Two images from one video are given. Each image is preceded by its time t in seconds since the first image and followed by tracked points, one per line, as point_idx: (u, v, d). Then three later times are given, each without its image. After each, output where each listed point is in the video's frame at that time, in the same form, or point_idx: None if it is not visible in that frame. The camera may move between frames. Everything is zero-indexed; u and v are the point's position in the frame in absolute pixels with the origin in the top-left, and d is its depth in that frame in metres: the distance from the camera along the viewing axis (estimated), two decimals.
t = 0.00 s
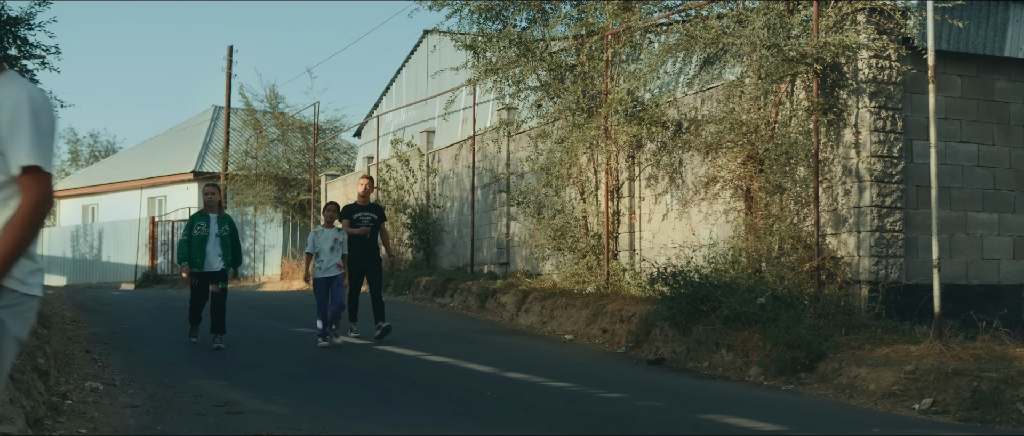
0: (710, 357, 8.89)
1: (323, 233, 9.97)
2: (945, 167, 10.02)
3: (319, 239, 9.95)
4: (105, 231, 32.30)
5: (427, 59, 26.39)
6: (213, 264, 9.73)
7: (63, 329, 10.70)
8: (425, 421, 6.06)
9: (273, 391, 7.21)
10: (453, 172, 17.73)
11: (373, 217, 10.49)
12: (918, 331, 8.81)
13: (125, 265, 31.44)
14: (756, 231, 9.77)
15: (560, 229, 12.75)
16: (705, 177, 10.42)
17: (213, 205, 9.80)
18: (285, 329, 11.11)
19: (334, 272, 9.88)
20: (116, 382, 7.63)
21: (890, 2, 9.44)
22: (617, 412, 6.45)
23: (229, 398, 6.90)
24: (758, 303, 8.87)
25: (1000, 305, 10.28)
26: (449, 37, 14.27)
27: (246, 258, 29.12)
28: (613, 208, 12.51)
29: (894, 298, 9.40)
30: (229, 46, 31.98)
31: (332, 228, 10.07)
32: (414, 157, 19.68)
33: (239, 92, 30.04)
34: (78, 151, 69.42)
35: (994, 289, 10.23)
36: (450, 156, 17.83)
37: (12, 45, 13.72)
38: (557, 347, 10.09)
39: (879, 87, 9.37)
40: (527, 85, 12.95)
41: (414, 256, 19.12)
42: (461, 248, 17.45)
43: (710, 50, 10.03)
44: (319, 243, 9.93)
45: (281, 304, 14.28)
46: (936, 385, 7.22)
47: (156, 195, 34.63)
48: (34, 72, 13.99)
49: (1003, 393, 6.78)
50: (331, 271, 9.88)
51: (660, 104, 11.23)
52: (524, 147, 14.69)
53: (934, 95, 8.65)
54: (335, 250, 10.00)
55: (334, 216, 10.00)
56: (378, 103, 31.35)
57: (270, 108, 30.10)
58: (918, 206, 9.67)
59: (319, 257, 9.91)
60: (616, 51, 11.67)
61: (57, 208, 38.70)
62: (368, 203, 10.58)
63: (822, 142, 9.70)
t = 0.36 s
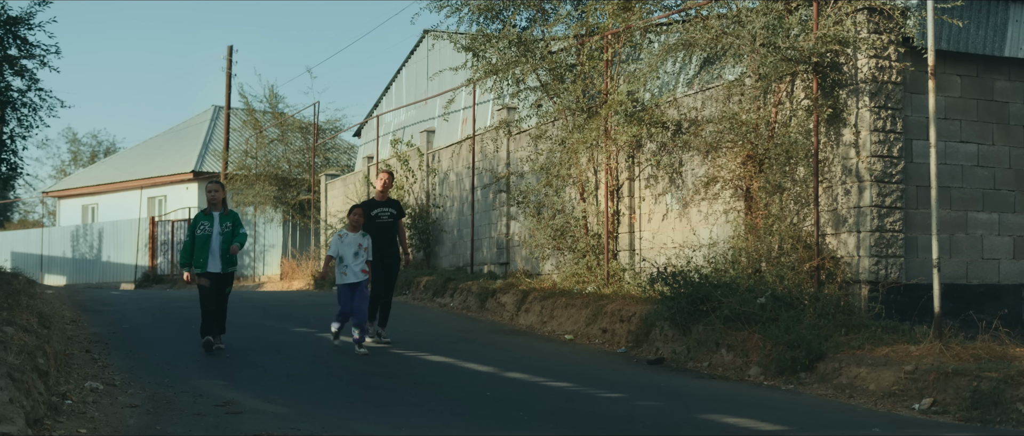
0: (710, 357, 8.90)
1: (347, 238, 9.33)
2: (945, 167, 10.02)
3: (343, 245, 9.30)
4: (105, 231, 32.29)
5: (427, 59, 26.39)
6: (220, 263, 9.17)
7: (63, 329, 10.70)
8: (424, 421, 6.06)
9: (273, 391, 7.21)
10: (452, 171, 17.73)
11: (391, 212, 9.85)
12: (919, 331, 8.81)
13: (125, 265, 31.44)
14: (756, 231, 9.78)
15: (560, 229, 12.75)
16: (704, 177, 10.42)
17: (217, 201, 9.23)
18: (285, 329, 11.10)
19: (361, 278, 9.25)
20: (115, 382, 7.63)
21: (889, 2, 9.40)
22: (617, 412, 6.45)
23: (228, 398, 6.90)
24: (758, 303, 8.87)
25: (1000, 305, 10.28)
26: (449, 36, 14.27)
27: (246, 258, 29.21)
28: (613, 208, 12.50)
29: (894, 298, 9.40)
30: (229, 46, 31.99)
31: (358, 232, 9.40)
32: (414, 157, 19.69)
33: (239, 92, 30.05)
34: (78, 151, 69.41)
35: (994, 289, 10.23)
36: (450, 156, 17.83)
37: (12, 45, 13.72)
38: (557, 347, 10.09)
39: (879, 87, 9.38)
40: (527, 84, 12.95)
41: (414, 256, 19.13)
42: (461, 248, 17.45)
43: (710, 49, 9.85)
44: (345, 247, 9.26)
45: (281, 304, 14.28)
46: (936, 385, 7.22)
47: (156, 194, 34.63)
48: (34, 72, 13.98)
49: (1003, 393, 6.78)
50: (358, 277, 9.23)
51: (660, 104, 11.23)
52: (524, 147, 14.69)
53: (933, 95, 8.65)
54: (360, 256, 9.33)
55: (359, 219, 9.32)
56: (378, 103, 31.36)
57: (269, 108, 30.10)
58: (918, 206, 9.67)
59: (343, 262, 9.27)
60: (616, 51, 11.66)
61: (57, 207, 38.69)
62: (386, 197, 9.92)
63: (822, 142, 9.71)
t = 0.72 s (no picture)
0: (710, 357, 8.90)
1: (365, 240, 8.91)
2: (945, 167, 10.02)
3: (360, 247, 8.88)
4: (105, 231, 32.28)
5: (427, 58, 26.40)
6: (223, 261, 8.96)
7: (63, 329, 10.70)
8: (424, 421, 6.06)
9: (273, 391, 7.21)
10: (452, 171, 17.73)
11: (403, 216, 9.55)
12: (919, 331, 8.81)
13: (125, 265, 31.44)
14: (756, 231, 9.78)
15: (560, 229, 12.74)
16: (704, 177, 10.42)
17: (218, 196, 9.05)
18: (285, 329, 11.10)
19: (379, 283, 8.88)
20: (116, 383, 7.63)
21: (889, 2, 9.40)
22: (617, 412, 6.45)
23: (228, 398, 6.90)
24: (758, 303, 8.87)
25: (1000, 305, 10.28)
26: (449, 36, 14.26)
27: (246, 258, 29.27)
28: (613, 208, 12.50)
29: (894, 298, 9.40)
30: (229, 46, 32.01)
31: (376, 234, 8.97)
32: (414, 157, 19.68)
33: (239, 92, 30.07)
34: (77, 150, 69.41)
35: (994, 289, 10.23)
36: (450, 155, 17.84)
37: (12, 45, 13.72)
38: (557, 347, 10.09)
39: (879, 87, 9.38)
40: (527, 84, 12.95)
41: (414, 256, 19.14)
42: (461, 248, 17.46)
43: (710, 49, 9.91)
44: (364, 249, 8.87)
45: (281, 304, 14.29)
46: (936, 385, 7.22)
47: (156, 194, 34.64)
48: (34, 72, 13.97)
49: (1003, 393, 6.78)
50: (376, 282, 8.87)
51: (660, 104, 11.23)
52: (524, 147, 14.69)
53: (934, 95, 8.65)
54: (379, 258, 8.94)
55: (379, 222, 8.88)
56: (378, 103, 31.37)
57: (269, 108, 30.11)
58: (918, 205, 9.67)
59: (361, 265, 8.87)
60: (616, 51, 11.66)
61: (57, 207, 38.68)
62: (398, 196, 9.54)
63: (821, 142, 9.72)
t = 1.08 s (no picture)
0: (710, 357, 8.90)
1: (384, 239, 8.48)
2: (945, 167, 10.02)
3: (380, 247, 8.45)
4: (105, 231, 32.28)
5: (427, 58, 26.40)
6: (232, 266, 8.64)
7: (63, 329, 10.70)
8: (424, 421, 6.06)
9: (273, 391, 7.21)
10: (452, 171, 17.74)
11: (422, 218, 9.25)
12: (919, 331, 8.80)
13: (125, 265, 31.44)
14: (756, 231, 9.77)
15: (560, 229, 12.74)
16: (704, 177, 10.43)
17: (227, 199, 8.67)
18: (285, 329, 11.10)
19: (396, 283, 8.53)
20: (116, 383, 7.63)
21: (889, 2, 9.40)
22: (617, 412, 6.45)
23: (228, 398, 6.90)
24: (758, 303, 8.87)
25: (1000, 304, 10.28)
26: (449, 36, 14.25)
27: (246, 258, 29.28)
28: (613, 208, 12.50)
29: (894, 298, 9.40)
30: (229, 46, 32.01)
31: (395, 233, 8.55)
32: (414, 157, 19.67)
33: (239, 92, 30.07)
34: (77, 150, 69.43)
35: (994, 289, 10.24)
36: (450, 155, 17.84)
37: (12, 45, 13.72)
38: (557, 347, 10.09)
39: (879, 87, 9.38)
40: (527, 84, 12.95)
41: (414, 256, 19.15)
42: (461, 248, 17.46)
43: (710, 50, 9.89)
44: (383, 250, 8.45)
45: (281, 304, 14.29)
46: (936, 385, 7.22)
47: (156, 194, 34.65)
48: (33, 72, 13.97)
49: (1003, 393, 6.78)
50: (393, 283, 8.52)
51: (660, 104, 11.23)
52: (524, 147, 14.70)
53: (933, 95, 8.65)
54: (399, 258, 8.52)
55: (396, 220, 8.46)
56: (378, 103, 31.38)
57: (269, 108, 30.11)
58: (918, 205, 9.67)
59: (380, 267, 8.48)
60: (616, 51, 11.65)
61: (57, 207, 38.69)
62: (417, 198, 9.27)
63: (821, 142, 9.72)
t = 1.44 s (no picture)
0: (710, 357, 8.89)
1: (411, 236, 8.21)
2: (945, 167, 10.02)
3: (407, 244, 8.18)
4: (105, 231, 32.28)
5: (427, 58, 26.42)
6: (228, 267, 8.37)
7: (63, 329, 10.69)
8: (424, 421, 6.06)
9: (273, 391, 7.21)
10: (452, 171, 17.75)
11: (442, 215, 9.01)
12: (919, 331, 8.80)
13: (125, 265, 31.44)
14: (756, 230, 9.77)
15: (560, 229, 12.74)
16: (704, 177, 10.44)
17: (225, 199, 8.51)
18: (285, 329, 11.10)
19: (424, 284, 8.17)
20: (116, 383, 7.62)
21: (889, 2, 9.40)
22: (617, 412, 6.45)
23: (228, 398, 6.90)
24: (758, 303, 8.87)
25: (999, 304, 10.28)
26: (448, 36, 14.26)
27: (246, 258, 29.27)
28: (613, 208, 12.50)
29: (894, 298, 9.40)
30: (229, 46, 32.02)
31: (421, 230, 8.30)
32: (414, 157, 19.65)
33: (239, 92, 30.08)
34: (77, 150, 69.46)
35: (994, 289, 10.24)
36: (449, 156, 17.86)
37: (12, 45, 13.72)
38: (557, 347, 10.08)
39: (879, 87, 9.38)
40: (527, 84, 12.95)
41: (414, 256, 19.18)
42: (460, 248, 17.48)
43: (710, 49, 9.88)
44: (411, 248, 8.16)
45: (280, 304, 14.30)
46: (936, 385, 7.22)
47: (156, 194, 34.66)
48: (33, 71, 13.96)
49: (1003, 393, 6.78)
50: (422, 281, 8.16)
51: (660, 104, 11.23)
52: (524, 147, 14.70)
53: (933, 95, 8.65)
54: (425, 256, 8.24)
55: (421, 213, 8.22)
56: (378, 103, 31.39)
57: (269, 108, 30.11)
58: (918, 205, 9.67)
59: (406, 264, 8.16)
60: (616, 51, 11.65)
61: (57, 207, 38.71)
62: (438, 196, 9.17)
63: (821, 142, 9.72)
